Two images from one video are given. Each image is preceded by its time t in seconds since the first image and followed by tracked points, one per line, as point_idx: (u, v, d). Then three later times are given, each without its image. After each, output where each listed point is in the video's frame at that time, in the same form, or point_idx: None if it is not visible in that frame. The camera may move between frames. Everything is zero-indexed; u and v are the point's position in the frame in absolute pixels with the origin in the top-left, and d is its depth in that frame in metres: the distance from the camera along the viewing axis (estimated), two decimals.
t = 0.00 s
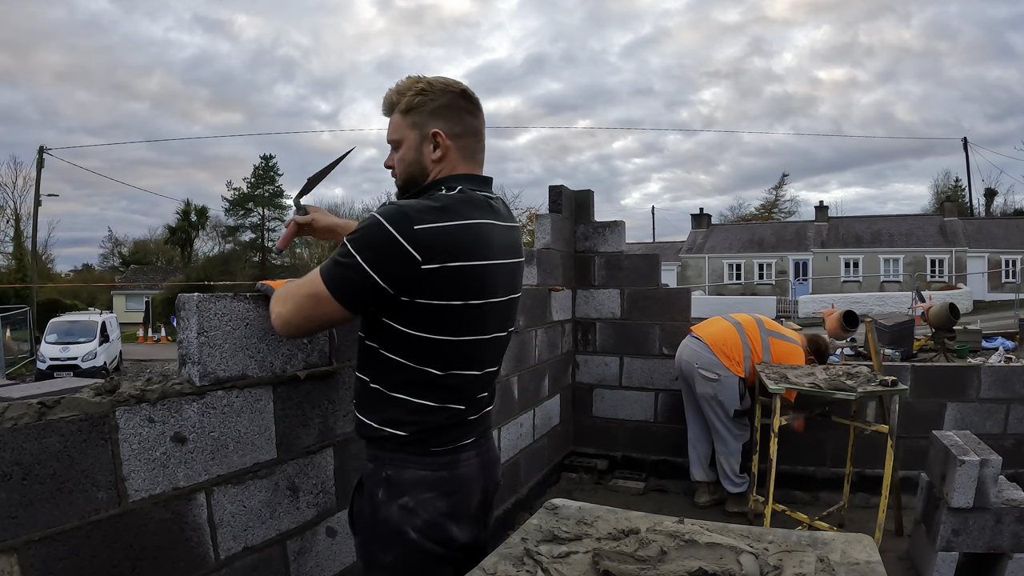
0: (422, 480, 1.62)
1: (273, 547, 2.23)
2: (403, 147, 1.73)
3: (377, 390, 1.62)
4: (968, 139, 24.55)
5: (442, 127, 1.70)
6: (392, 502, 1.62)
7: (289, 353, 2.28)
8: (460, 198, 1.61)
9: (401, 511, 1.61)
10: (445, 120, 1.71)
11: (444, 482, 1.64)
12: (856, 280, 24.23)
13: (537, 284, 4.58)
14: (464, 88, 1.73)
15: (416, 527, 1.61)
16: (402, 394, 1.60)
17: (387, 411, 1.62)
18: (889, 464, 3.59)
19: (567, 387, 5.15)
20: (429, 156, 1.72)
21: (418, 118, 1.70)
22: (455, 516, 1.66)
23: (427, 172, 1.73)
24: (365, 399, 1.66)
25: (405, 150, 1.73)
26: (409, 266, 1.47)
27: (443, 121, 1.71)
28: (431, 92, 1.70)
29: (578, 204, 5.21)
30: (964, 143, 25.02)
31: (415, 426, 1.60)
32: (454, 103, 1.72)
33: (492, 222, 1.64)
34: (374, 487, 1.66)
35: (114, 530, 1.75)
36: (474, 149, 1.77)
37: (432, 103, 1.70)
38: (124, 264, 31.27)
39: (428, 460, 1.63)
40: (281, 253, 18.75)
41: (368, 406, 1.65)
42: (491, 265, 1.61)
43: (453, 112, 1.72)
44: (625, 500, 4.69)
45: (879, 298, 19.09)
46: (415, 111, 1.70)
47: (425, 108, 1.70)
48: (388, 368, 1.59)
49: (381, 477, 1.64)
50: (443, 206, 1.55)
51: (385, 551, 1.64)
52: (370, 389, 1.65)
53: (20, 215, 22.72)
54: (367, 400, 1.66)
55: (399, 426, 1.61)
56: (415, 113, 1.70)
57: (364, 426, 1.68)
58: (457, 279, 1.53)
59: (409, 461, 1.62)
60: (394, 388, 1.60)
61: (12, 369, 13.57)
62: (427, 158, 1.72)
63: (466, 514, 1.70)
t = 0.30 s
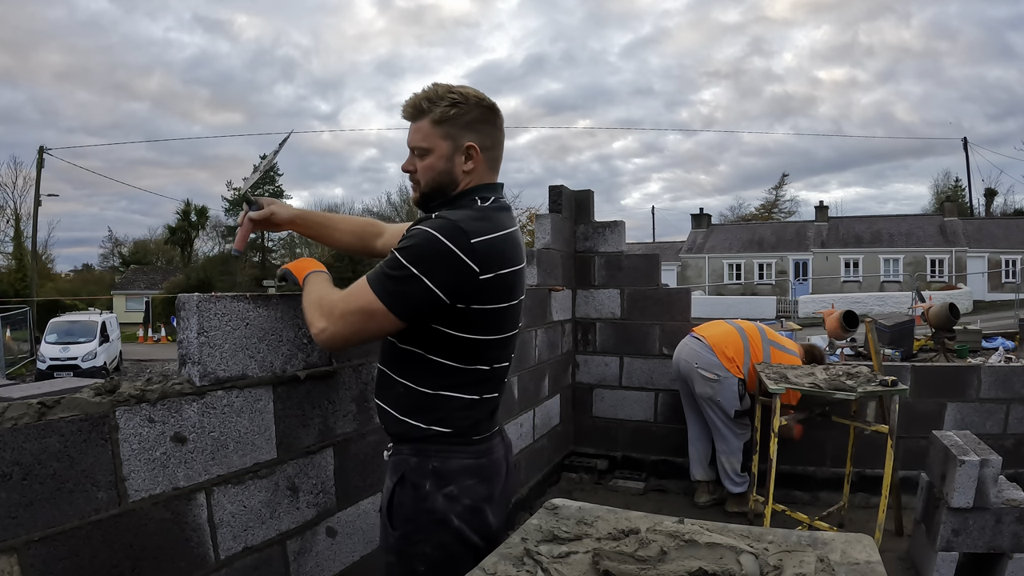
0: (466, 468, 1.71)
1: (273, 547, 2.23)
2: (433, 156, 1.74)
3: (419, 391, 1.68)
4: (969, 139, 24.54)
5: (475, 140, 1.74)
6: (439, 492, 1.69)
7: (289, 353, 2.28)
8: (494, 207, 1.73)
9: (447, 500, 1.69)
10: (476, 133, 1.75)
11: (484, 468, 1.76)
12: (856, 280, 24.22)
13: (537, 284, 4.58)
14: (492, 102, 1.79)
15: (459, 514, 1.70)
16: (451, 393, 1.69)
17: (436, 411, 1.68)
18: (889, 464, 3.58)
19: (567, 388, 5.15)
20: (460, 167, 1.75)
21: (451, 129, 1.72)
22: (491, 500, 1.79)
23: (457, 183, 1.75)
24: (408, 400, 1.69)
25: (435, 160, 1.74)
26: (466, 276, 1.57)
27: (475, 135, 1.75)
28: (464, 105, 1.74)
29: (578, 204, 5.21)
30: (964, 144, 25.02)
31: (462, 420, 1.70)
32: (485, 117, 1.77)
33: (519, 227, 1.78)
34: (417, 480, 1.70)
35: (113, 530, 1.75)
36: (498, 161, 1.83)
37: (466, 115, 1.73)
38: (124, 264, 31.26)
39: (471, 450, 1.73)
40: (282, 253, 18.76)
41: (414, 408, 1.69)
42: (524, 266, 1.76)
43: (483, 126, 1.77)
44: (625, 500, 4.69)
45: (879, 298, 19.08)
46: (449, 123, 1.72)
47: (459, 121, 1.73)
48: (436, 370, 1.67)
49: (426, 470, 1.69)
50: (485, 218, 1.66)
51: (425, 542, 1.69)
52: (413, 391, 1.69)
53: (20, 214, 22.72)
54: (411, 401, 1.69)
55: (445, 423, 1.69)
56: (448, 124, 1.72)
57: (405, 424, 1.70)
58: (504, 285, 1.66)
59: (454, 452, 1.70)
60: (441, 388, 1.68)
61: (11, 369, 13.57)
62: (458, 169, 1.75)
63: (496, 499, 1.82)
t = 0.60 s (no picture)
0: (482, 464, 1.73)
1: (273, 547, 2.23)
2: (439, 159, 1.73)
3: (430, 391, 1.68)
4: (969, 139, 24.55)
5: (481, 145, 1.75)
6: (457, 488, 1.70)
7: (289, 353, 2.28)
8: (499, 213, 1.73)
9: (464, 496, 1.70)
10: (483, 138, 1.76)
11: (498, 463, 1.78)
12: (856, 280, 24.23)
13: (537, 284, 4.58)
14: (499, 108, 1.80)
15: (475, 510, 1.72)
16: (461, 392, 1.69)
17: (448, 409, 1.68)
18: (889, 464, 3.58)
19: (567, 388, 5.15)
20: (465, 172, 1.75)
21: (460, 133, 1.72)
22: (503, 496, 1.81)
23: (463, 187, 1.76)
24: (421, 401, 1.69)
25: (442, 163, 1.73)
26: (474, 282, 1.57)
27: (481, 140, 1.76)
28: (473, 111, 1.74)
29: (578, 204, 5.21)
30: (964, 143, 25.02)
31: (476, 418, 1.72)
32: (492, 123, 1.78)
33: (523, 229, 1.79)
34: (433, 478, 1.69)
35: (113, 530, 1.75)
36: (502, 167, 1.84)
37: (474, 120, 1.73)
38: (124, 264, 31.27)
39: (486, 446, 1.74)
40: (282, 253, 18.76)
41: (429, 407, 1.68)
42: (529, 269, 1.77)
43: (489, 131, 1.77)
44: (625, 500, 4.69)
45: (879, 298, 19.08)
46: (458, 128, 1.72)
47: (467, 126, 1.73)
48: (446, 370, 1.67)
49: (444, 468, 1.69)
50: (492, 223, 1.66)
51: (442, 539, 1.69)
52: (426, 391, 1.68)
53: (20, 214, 22.73)
54: (425, 402, 1.68)
55: (460, 421, 1.69)
56: (456, 128, 1.72)
57: (421, 424, 1.69)
58: (511, 289, 1.67)
59: (471, 448, 1.71)
60: (451, 387, 1.68)
61: (11, 369, 13.58)
62: (464, 173, 1.75)
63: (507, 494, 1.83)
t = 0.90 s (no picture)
0: (479, 464, 1.73)
1: (273, 547, 2.23)
2: (434, 159, 1.73)
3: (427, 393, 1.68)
4: (969, 139, 24.55)
5: (474, 143, 1.75)
6: (454, 489, 1.70)
7: (289, 354, 2.28)
8: (497, 214, 1.73)
9: (462, 497, 1.70)
10: (476, 137, 1.76)
11: (495, 463, 1.78)
12: (856, 280, 24.23)
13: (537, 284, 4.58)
14: (491, 105, 1.80)
15: (473, 510, 1.72)
16: (459, 393, 1.69)
17: (443, 411, 1.68)
18: (889, 464, 3.58)
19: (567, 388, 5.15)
20: (460, 170, 1.75)
21: (452, 132, 1.72)
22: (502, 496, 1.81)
23: (459, 187, 1.76)
24: (416, 402, 1.69)
25: (436, 163, 1.74)
26: (474, 283, 1.57)
27: (475, 138, 1.76)
28: (465, 109, 1.74)
29: (578, 204, 5.21)
30: (964, 143, 25.02)
31: (472, 419, 1.72)
32: (485, 121, 1.77)
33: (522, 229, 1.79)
34: (431, 479, 1.69)
35: (113, 530, 1.75)
36: (497, 165, 1.84)
37: (466, 118, 1.73)
38: (124, 264, 31.26)
39: (482, 446, 1.74)
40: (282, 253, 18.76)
41: (426, 408, 1.68)
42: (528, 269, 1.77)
43: (483, 128, 1.77)
44: (625, 500, 4.69)
45: (879, 298, 19.08)
46: (450, 127, 1.72)
47: (460, 125, 1.73)
48: (444, 371, 1.67)
49: (440, 468, 1.69)
50: (491, 225, 1.66)
51: (440, 539, 1.69)
52: (421, 392, 1.68)
53: (20, 214, 22.72)
54: (421, 402, 1.69)
55: (456, 422, 1.70)
56: (449, 127, 1.72)
57: (416, 425, 1.70)
58: (511, 290, 1.68)
59: (467, 449, 1.72)
60: (448, 388, 1.68)
61: (11, 369, 13.57)
62: (459, 172, 1.75)
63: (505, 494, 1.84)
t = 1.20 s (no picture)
0: (464, 468, 1.71)
1: (273, 547, 2.23)
2: (424, 156, 1.75)
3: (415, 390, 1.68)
4: (968, 139, 24.56)
5: (463, 137, 1.74)
6: (436, 491, 1.69)
7: (289, 354, 2.28)
8: (493, 211, 1.72)
9: (445, 499, 1.69)
10: (466, 130, 1.75)
11: (482, 467, 1.75)
12: (856, 280, 24.23)
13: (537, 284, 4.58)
14: (482, 99, 1.79)
15: (457, 513, 1.71)
16: (446, 393, 1.68)
17: (429, 412, 1.68)
18: (889, 464, 3.58)
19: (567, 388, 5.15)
20: (451, 165, 1.75)
21: (440, 127, 1.73)
22: (490, 500, 1.78)
23: (450, 182, 1.76)
24: (403, 401, 1.69)
25: (427, 160, 1.75)
26: (462, 280, 1.57)
27: (465, 131, 1.75)
28: (453, 104, 1.74)
29: (578, 204, 5.21)
30: (964, 143, 25.03)
31: (459, 422, 1.71)
32: (474, 114, 1.76)
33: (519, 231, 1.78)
34: (414, 480, 1.70)
35: (113, 530, 1.75)
36: (493, 159, 1.81)
37: (455, 113, 1.73)
38: (124, 264, 31.25)
39: (467, 450, 1.73)
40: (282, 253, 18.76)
41: (412, 408, 1.69)
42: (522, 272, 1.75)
43: (474, 122, 1.76)
44: (625, 500, 4.69)
45: (879, 298, 19.08)
46: (438, 123, 1.73)
47: (448, 119, 1.73)
48: (432, 370, 1.67)
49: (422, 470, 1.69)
50: (484, 221, 1.65)
51: (426, 540, 1.70)
52: (408, 392, 1.69)
53: (20, 214, 22.72)
54: (407, 401, 1.69)
55: (440, 423, 1.69)
56: (437, 123, 1.73)
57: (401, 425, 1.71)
58: (501, 290, 1.67)
59: (450, 452, 1.70)
60: (436, 389, 1.68)
61: (11, 369, 13.58)
62: (450, 167, 1.75)
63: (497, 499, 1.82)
